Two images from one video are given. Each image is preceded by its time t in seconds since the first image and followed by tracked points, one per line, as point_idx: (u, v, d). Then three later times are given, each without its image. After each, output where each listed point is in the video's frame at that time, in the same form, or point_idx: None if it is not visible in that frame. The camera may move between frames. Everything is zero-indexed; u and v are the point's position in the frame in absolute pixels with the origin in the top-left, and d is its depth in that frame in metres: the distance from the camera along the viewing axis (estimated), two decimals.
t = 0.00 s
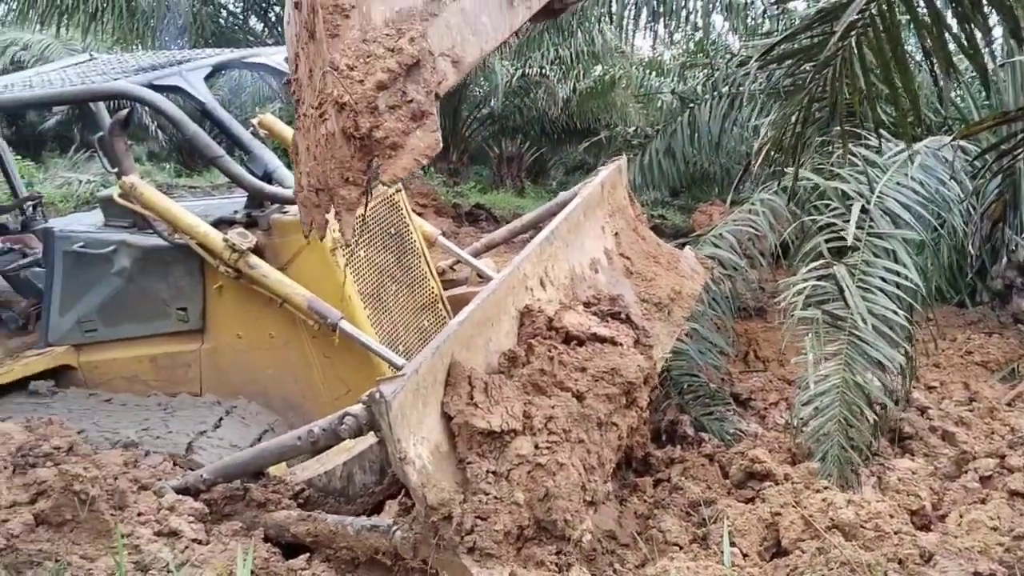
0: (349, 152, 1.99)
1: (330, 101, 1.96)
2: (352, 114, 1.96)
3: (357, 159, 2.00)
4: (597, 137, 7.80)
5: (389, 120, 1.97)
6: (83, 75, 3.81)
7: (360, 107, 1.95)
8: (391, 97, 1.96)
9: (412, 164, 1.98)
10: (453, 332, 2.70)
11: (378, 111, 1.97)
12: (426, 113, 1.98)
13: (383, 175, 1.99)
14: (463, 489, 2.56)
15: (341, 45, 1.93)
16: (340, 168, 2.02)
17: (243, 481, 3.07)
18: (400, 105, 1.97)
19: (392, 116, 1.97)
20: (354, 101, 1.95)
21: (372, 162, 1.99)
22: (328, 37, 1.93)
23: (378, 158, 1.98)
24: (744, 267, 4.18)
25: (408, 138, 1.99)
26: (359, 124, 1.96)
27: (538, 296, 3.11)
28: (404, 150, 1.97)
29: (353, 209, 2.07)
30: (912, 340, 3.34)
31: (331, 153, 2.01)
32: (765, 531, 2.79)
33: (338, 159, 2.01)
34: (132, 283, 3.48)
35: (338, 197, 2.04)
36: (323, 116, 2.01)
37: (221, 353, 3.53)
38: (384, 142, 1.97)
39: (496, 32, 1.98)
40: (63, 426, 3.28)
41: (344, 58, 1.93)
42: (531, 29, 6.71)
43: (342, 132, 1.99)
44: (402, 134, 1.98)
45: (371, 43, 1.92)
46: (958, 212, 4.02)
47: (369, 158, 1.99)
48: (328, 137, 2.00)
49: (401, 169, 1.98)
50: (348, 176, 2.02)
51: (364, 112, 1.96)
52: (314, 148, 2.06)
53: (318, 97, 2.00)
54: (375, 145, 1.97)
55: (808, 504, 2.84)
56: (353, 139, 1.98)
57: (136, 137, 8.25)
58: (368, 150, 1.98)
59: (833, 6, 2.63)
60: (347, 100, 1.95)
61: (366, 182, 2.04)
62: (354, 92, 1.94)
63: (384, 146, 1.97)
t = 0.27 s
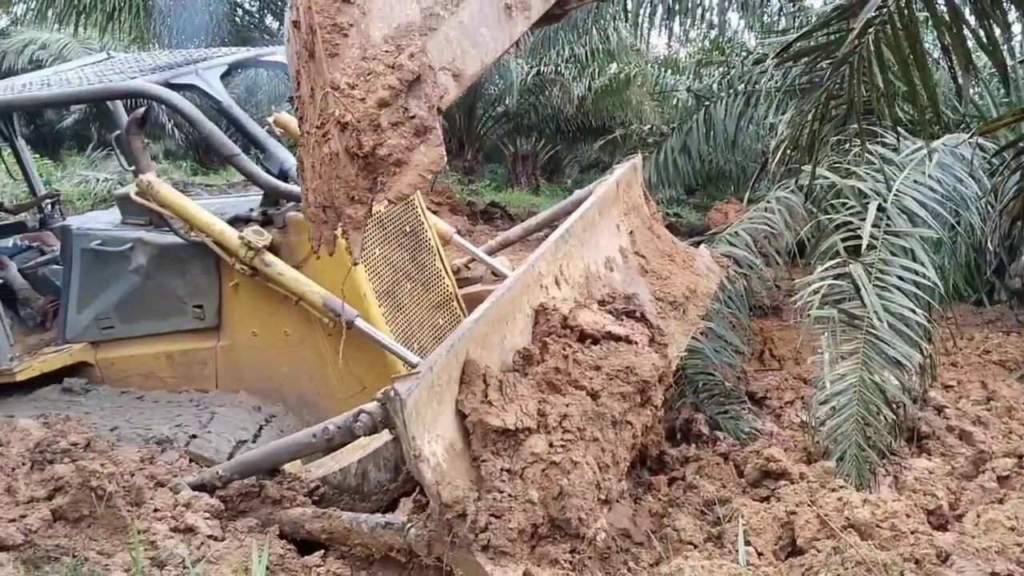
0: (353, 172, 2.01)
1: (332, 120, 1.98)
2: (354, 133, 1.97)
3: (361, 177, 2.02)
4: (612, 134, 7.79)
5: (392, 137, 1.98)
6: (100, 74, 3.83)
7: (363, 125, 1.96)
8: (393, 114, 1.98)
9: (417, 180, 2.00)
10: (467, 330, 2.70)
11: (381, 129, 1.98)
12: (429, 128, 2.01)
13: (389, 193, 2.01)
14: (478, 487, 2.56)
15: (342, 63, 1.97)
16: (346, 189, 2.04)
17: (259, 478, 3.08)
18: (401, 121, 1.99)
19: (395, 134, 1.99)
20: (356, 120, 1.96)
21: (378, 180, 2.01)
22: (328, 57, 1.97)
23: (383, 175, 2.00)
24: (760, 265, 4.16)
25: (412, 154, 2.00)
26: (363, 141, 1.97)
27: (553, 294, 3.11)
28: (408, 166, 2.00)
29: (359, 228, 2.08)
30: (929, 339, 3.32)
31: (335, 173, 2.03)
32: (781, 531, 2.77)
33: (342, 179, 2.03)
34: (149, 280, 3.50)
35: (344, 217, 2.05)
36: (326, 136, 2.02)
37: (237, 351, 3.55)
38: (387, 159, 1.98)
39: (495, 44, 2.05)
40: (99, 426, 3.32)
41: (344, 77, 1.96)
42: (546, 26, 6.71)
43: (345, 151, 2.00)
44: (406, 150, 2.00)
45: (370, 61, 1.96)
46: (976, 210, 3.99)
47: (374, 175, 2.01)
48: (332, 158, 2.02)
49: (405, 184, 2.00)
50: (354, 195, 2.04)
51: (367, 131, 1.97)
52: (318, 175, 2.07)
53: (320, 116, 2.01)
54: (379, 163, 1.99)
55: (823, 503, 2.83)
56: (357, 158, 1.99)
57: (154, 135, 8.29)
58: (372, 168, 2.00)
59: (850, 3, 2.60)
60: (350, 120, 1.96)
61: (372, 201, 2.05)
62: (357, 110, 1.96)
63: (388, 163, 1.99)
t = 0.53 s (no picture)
0: (367, 180, 2.16)
1: (343, 127, 2.14)
2: (365, 140, 2.11)
3: (376, 185, 2.17)
4: (622, 132, 7.79)
5: (404, 141, 2.12)
6: (111, 71, 3.85)
7: (374, 131, 2.11)
8: (403, 118, 2.12)
9: (431, 183, 2.16)
10: (476, 327, 2.70)
11: (392, 133, 2.12)
12: (440, 131, 2.14)
13: (404, 197, 2.15)
14: (487, 485, 2.56)
15: (349, 68, 2.12)
16: (361, 197, 2.19)
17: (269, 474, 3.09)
18: (412, 124, 2.12)
19: (406, 138, 2.12)
20: (366, 126, 2.10)
21: (391, 185, 2.15)
22: (335, 62, 2.12)
23: (396, 181, 2.14)
24: (770, 264, 4.15)
25: (426, 158, 2.15)
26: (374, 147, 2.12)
27: (562, 292, 3.11)
28: (423, 169, 2.15)
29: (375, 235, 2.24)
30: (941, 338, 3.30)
31: (349, 181, 2.19)
32: (790, 529, 2.77)
33: (356, 187, 2.18)
34: (160, 277, 3.52)
35: (359, 224, 2.21)
36: (337, 144, 2.18)
37: (247, 348, 3.56)
38: (400, 164, 2.13)
39: (504, 41, 2.19)
40: (136, 423, 3.36)
41: (352, 82, 2.11)
42: (556, 22, 6.69)
43: (358, 159, 2.15)
44: (418, 155, 2.14)
45: (377, 65, 2.10)
46: (988, 207, 3.98)
47: (387, 182, 2.16)
48: (345, 166, 2.18)
49: (421, 188, 2.15)
50: (367, 202, 2.19)
51: (378, 136, 2.11)
52: (331, 181, 2.23)
53: (330, 124, 2.17)
54: (392, 169, 2.13)
55: (833, 501, 2.82)
56: (370, 164, 2.13)
57: (164, 132, 8.32)
58: (385, 174, 2.15)
59: None
60: (360, 126, 2.10)
61: (385, 207, 2.20)
62: (367, 116, 2.10)
63: (401, 168, 2.13)
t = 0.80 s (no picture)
0: (394, 250, 1.89)
1: (364, 199, 1.85)
2: (390, 211, 1.84)
3: (402, 253, 1.90)
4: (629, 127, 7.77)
5: (428, 207, 1.84)
6: (117, 67, 3.86)
7: (397, 203, 1.83)
8: (426, 182, 1.82)
9: (459, 250, 1.86)
10: (481, 324, 2.66)
11: (416, 200, 1.83)
12: (466, 193, 1.84)
13: (431, 264, 1.87)
14: (493, 480, 2.55)
15: (366, 136, 1.82)
16: (388, 268, 1.93)
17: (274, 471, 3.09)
18: (436, 188, 1.83)
19: (429, 205, 1.84)
20: (390, 196, 1.83)
21: (420, 254, 1.88)
22: (352, 130, 1.83)
23: (424, 249, 1.87)
24: (778, 261, 4.15)
25: (452, 222, 1.85)
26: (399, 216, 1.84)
27: (568, 288, 3.09)
28: (450, 235, 1.85)
29: (405, 307, 1.98)
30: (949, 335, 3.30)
31: (376, 252, 1.92)
32: (797, 526, 2.76)
33: (383, 258, 1.91)
34: (166, 273, 3.53)
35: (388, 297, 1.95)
36: (359, 214, 1.89)
37: (253, 344, 3.55)
38: (427, 231, 1.84)
39: (516, 98, 1.84)
40: (170, 420, 3.34)
41: (370, 149, 1.81)
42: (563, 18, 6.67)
43: (383, 231, 1.88)
44: (444, 220, 1.84)
45: (394, 129, 1.79)
46: (997, 203, 3.97)
47: (415, 249, 1.89)
48: (370, 238, 1.90)
49: (449, 255, 1.85)
50: (396, 273, 1.92)
51: (402, 205, 1.83)
52: (354, 245, 1.97)
53: (351, 194, 1.89)
54: (419, 238, 1.86)
55: (840, 498, 2.81)
56: (396, 236, 1.87)
57: (172, 128, 8.33)
58: (411, 243, 1.87)
59: None
60: (383, 197, 1.83)
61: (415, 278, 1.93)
62: (389, 184, 1.82)
63: (428, 235, 1.85)
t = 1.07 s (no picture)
0: (420, 341, 2.07)
1: (388, 294, 2.03)
2: (413, 304, 2.03)
3: (426, 343, 2.08)
4: (633, 124, 7.79)
5: (450, 295, 2.07)
6: (121, 63, 3.86)
7: (420, 294, 2.04)
8: (447, 271, 2.06)
9: (483, 333, 2.09)
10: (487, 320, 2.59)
11: (438, 291, 2.06)
12: (486, 279, 2.08)
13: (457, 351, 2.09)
14: (496, 477, 2.52)
15: (384, 230, 2.02)
16: (414, 359, 2.09)
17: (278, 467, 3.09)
18: (457, 276, 2.07)
19: (452, 292, 2.07)
20: (412, 288, 2.03)
21: (445, 343, 2.09)
22: (369, 225, 2.01)
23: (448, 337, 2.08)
24: (781, 257, 4.14)
25: (474, 308, 2.09)
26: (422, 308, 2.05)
27: (572, 285, 3.04)
28: (473, 321, 2.09)
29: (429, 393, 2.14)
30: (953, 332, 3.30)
31: (402, 346, 2.07)
32: (800, 522, 2.75)
33: (409, 351, 2.08)
34: (171, 269, 3.53)
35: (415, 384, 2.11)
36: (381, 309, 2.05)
37: (257, 341, 3.56)
38: (452, 319, 2.07)
39: (531, 177, 2.19)
40: (177, 415, 3.35)
41: (390, 243, 2.02)
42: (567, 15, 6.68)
43: (407, 325, 2.05)
44: (467, 307, 2.08)
45: (413, 222, 2.04)
46: (1002, 200, 3.98)
47: (439, 339, 2.08)
48: (394, 332, 2.06)
49: (473, 339, 2.10)
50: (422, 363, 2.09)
51: (425, 296, 2.04)
52: (377, 336, 2.10)
53: (373, 291, 2.05)
54: (444, 326, 2.07)
55: (843, 495, 2.81)
56: (421, 328, 2.06)
57: (176, 124, 8.34)
58: (438, 333, 2.07)
59: None
60: (407, 292, 2.02)
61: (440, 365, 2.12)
62: (411, 276, 2.03)
63: (453, 323, 2.07)
